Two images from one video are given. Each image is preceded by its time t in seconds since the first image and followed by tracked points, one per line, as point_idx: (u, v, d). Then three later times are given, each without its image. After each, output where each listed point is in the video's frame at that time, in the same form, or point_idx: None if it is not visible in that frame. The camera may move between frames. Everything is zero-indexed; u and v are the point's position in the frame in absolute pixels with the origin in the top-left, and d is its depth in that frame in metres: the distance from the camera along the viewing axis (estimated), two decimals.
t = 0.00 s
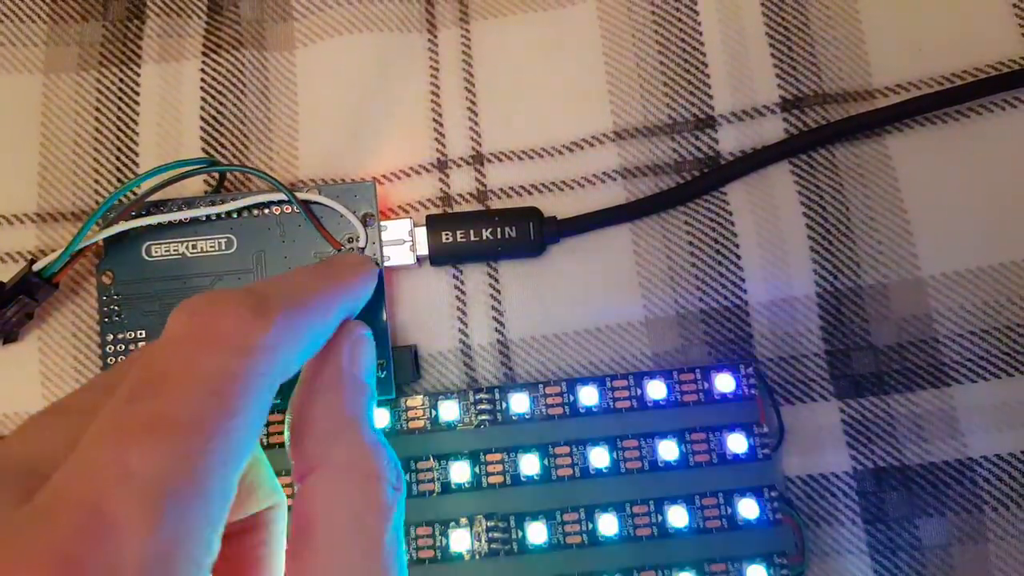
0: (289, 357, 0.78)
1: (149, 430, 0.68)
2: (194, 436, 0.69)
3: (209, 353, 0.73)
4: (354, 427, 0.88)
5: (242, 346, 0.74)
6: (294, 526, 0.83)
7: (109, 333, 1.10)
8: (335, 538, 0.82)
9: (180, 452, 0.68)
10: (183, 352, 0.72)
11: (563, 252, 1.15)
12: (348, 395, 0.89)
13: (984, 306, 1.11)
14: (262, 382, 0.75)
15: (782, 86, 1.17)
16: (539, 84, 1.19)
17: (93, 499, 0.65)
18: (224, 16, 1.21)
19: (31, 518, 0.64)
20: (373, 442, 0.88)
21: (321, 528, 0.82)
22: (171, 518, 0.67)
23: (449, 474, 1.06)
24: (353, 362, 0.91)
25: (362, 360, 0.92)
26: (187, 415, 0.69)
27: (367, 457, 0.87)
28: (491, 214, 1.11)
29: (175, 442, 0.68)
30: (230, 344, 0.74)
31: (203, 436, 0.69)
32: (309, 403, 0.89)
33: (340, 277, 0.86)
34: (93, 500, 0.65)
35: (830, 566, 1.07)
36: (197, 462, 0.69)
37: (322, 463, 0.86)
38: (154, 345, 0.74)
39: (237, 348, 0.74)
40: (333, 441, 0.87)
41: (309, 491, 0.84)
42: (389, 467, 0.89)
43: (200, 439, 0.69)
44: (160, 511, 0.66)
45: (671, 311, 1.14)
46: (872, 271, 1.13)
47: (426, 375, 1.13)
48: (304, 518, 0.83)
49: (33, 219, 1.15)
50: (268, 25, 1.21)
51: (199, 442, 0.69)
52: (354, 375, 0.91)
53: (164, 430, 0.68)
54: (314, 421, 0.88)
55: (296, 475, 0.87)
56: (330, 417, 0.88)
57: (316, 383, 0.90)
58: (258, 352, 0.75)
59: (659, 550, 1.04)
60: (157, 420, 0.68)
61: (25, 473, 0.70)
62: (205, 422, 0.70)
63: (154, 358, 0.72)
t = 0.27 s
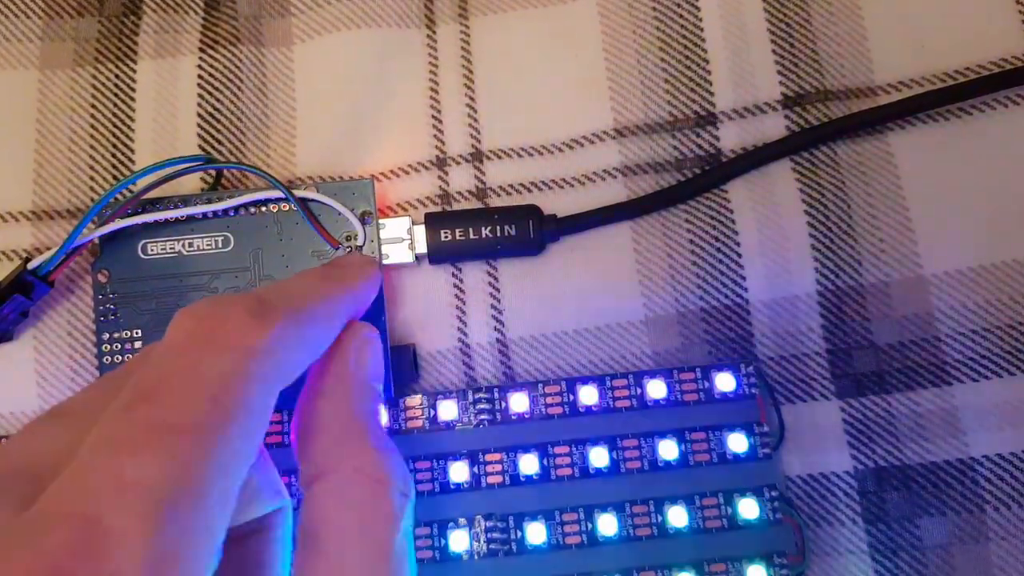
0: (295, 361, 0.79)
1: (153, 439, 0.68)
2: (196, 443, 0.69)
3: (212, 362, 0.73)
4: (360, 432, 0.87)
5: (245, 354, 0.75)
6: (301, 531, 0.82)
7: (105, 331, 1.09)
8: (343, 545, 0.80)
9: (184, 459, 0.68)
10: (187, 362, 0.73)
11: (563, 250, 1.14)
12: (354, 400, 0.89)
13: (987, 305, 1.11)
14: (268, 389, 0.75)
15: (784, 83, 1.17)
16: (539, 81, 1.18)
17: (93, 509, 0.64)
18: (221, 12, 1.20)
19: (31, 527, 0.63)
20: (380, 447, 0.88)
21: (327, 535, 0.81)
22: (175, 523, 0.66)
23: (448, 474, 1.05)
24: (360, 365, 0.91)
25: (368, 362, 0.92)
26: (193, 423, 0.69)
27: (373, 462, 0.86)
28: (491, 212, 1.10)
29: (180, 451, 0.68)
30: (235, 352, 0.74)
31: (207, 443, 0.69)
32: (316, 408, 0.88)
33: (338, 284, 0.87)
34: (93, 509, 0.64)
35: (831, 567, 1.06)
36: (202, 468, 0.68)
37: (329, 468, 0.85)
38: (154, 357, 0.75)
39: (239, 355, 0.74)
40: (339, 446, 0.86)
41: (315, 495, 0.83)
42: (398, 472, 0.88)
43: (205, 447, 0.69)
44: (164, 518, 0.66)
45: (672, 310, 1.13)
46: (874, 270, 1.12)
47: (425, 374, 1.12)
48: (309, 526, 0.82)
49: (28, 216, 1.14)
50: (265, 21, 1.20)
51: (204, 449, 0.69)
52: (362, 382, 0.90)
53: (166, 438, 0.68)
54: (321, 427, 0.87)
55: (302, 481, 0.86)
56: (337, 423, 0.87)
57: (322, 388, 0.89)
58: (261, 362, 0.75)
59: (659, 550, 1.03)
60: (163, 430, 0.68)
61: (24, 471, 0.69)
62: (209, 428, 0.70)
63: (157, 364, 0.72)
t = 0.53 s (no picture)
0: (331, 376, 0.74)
1: (185, 454, 0.63)
2: (229, 460, 0.64)
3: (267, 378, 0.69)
4: (388, 444, 0.81)
5: (284, 369, 0.70)
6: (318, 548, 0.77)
7: (101, 335, 1.09)
8: (364, 562, 0.75)
9: (217, 477, 0.63)
10: (214, 374, 0.68)
11: (558, 252, 1.14)
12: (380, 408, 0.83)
13: (981, 305, 1.11)
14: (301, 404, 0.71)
15: (779, 84, 1.17)
16: (534, 83, 1.18)
17: (121, 528, 0.60)
18: (216, 15, 1.20)
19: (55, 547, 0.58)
20: (405, 460, 0.82)
21: (347, 550, 0.76)
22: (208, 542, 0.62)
23: (444, 476, 1.05)
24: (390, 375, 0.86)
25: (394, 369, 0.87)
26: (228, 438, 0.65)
27: (397, 475, 0.80)
28: (486, 214, 1.11)
29: (212, 468, 0.63)
30: (273, 366, 0.70)
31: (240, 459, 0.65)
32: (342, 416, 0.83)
33: (374, 291, 0.82)
34: (121, 528, 0.60)
35: (827, 568, 1.07)
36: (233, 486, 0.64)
37: (351, 482, 0.79)
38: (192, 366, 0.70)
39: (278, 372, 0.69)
40: (363, 457, 0.80)
41: (334, 511, 0.78)
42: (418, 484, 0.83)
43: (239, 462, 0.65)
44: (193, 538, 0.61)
45: (667, 312, 1.13)
46: (869, 271, 1.12)
47: (421, 376, 1.12)
48: (328, 539, 0.77)
49: (24, 220, 1.15)
50: (261, 24, 1.20)
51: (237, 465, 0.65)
52: (389, 391, 0.84)
53: (198, 453, 0.63)
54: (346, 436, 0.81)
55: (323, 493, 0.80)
56: (362, 433, 0.81)
57: (348, 397, 0.83)
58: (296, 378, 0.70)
59: (654, 551, 1.03)
60: (196, 445, 0.64)
61: (47, 482, 0.64)
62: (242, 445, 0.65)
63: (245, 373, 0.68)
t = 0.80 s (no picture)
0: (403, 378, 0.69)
1: (251, 455, 0.60)
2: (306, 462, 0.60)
3: (335, 377, 0.64)
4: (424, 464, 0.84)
5: (367, 370, 0.65)
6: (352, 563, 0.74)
7: (103, 334, 1.10)
8: None
9: (287, 478, 0.60)
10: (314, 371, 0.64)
11: (556, 252, 1.15)
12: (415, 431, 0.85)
13: (978, 305, 1.12)
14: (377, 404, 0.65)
15: (775, 85, 1.17)
16: (532, 84, 1.19)
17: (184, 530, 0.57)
18: (217, 17, 1.21)
19: (114, 545, 0.57)
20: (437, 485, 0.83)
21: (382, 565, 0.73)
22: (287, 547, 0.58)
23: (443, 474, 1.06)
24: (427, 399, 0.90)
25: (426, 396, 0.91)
26: (295, 438, 0.61)
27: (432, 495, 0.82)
28: (486, 214, 1.12)
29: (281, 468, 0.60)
30: (351, 366, 0.65)
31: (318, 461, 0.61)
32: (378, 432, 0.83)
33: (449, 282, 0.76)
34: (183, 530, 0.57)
35: (824, 565, 1.07)
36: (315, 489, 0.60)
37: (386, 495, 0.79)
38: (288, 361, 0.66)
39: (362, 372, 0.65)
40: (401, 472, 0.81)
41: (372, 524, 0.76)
42: (447, 503, 0.83)
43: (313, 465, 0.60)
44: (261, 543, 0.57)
45: (665, 311, 1.14)
46: (865, 271, 1.13)
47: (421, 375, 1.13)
48: (363, 553, 0.74)
49: (26, 220, 1.15)
50: (261, 26, 1.21)
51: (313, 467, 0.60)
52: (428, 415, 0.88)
53: (268, 455, 0.60)
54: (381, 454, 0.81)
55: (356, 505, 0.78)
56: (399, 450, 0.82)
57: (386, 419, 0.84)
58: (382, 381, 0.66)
59: (653, 549, 1.04)
60: (265, 445, 0.60)
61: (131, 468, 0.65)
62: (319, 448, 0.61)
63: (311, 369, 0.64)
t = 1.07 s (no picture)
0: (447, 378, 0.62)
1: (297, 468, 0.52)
2: (362, 475, 0.53)
3: (385, 380, 0.56)
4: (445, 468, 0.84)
5: (415, 372, 0.57)
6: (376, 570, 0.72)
7: (106, 331, 1.10)
8: None
9: (336, 494, 0.52)
10: (359, 375, 0.55)
11: (559, 250, 1.15)
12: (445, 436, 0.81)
13: (981, 303, 1.12)
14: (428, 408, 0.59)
15: (779, 84, 1.17)
16: (536, 82, 1.19)
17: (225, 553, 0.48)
18: (220, 15, 1.21)
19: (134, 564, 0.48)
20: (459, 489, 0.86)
21: None
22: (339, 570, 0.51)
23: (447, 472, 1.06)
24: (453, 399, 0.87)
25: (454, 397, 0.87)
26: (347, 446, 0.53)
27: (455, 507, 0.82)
28: (489, 212, 1.11)
29: (328, 482, 0.52)
30: (403, 368, 0.57)
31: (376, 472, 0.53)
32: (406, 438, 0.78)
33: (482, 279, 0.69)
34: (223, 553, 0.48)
35: (827, 564, 1.07)
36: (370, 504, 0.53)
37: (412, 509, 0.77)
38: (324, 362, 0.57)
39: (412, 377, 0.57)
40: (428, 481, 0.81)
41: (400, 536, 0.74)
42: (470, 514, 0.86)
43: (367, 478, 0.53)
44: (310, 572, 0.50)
45: (668, 309, 1.14)
46: (868, 270, 1.13)
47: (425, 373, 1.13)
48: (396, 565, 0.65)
49: (29, 218, 1.15)
50: (264, 24, 1.20)
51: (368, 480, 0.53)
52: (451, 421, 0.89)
53: (313, 469, 0.52)
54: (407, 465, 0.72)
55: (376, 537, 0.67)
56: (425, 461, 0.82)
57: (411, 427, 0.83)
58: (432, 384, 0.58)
59: (656, 547, 1.04)
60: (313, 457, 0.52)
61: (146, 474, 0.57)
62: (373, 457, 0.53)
63: (355, 370, 0.55)
